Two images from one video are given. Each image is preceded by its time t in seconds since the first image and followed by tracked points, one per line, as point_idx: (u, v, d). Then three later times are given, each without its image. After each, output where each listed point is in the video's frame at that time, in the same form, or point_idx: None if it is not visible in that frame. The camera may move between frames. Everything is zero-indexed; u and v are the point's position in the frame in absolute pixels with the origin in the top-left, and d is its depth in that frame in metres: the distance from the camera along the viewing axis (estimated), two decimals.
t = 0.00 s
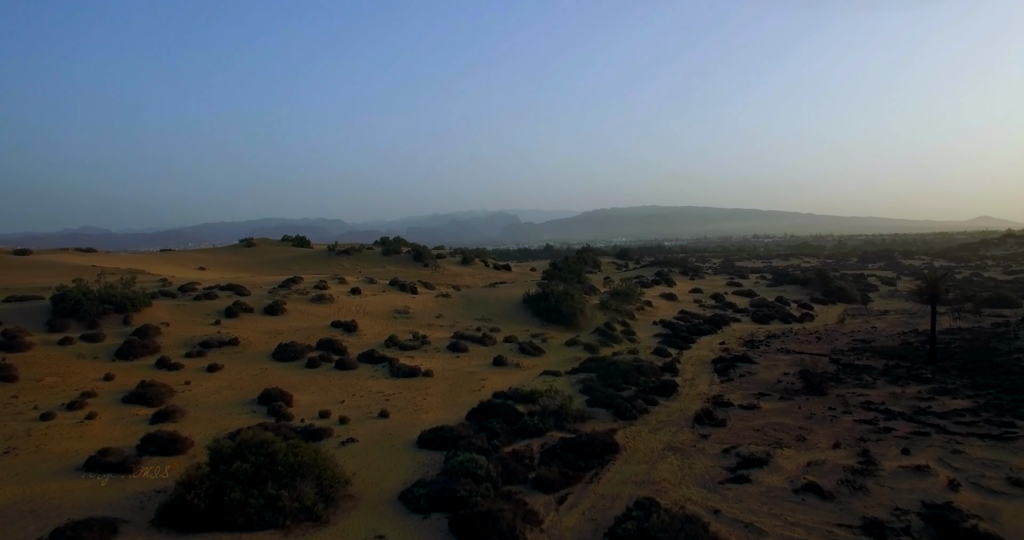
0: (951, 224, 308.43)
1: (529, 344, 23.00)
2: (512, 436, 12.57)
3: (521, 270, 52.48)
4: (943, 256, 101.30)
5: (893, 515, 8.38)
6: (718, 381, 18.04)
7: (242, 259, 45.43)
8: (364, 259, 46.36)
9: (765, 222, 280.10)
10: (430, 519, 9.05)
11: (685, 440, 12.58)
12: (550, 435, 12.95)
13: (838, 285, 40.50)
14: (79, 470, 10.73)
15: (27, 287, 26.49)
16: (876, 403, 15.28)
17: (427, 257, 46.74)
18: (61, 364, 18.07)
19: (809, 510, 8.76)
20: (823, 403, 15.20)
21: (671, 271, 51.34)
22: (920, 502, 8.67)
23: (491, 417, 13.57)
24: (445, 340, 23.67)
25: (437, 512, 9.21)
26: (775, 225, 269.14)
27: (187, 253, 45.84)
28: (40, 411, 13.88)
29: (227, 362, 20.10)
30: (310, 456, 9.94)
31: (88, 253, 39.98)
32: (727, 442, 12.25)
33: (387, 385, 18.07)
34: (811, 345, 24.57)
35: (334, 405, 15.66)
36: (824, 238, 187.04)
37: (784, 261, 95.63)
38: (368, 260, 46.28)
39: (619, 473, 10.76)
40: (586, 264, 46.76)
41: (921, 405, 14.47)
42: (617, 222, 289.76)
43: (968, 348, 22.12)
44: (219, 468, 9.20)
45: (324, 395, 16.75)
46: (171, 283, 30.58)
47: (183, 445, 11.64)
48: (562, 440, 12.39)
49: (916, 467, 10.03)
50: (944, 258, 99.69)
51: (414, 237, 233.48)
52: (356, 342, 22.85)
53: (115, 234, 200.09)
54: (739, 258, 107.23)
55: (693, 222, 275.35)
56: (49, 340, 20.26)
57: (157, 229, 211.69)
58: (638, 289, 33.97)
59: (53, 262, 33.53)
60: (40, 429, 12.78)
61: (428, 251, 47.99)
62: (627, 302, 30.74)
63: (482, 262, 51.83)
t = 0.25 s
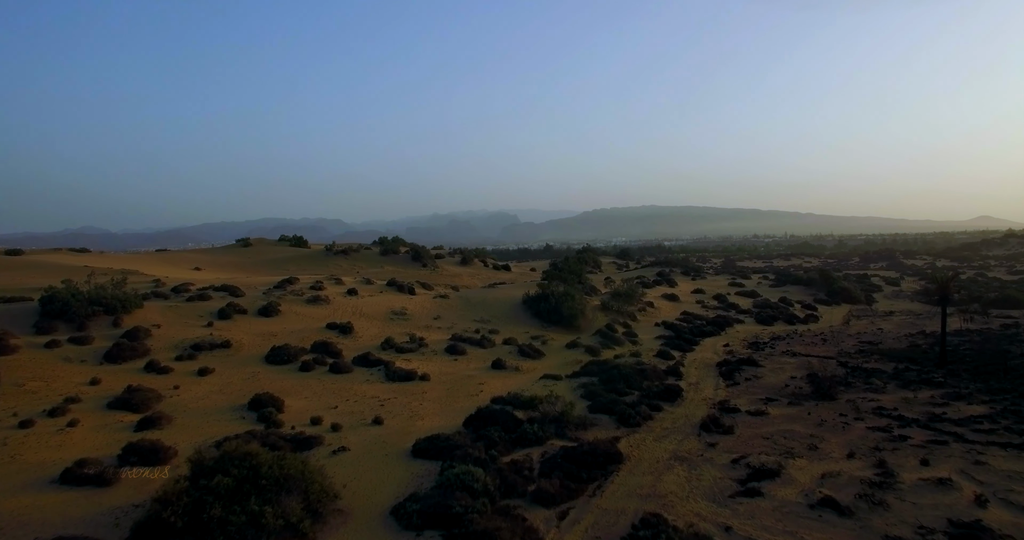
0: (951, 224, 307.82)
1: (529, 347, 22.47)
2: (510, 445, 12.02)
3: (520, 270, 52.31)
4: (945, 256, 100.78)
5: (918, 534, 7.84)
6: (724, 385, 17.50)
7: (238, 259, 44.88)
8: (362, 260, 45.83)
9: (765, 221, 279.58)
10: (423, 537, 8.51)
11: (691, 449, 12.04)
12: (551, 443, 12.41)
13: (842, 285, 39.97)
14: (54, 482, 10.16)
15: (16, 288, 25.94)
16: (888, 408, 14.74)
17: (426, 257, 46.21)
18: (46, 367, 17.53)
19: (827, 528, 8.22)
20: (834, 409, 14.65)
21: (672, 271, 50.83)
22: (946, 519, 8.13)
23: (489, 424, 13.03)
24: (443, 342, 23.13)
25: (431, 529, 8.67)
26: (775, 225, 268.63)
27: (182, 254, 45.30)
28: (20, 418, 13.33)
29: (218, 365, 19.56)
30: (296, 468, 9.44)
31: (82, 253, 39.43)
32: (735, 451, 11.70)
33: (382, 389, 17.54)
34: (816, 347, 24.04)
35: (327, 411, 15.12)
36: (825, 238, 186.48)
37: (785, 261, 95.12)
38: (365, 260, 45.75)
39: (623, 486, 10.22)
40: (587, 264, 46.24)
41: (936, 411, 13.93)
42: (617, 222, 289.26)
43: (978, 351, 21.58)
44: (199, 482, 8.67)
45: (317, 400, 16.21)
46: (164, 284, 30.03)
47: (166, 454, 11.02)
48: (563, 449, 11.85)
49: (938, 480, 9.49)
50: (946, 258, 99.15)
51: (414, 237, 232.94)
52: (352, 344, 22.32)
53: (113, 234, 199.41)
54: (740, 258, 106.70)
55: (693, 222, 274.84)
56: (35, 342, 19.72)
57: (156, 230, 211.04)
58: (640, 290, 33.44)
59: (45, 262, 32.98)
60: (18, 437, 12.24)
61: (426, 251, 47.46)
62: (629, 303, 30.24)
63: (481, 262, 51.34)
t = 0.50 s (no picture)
0: (952, 224, 307.28)
1: (529, 350, 21.93)
2: (509, 455, 11.48)
3: (520, 270, 52.03)
4: (947, 256, 100.28)
5: None
6: (730, 390, 16.95)
7: (234, 260, 44.35)
8: (360, 260, 45.29)
9: (766, 221, 279.01)
10: None
11: (699, 459, 11.50)
12: (551, 453, 11.87)
13: (846, 285, 39.44)
14: (27, 496, 9.61)
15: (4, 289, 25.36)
16: (902, 414, 14.19)
17: (424, 257, 45.68)
18: (30, 371, 16.97)
19: None
20: (845, 416, 14.11)
21: (673, 271, 50.31)
22: None
23: (487, 433, 12.49)
24: (440, 345, 22.59)
25: None
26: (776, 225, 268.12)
27: (178, 254, 44.73)
28: None
29: (209, 369, 19.01)
30: (281, 482, 8.90)
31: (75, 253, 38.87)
32: (745, 461, 11.16)
33: (377, 394, 16.99)
34: (823, 350, 23.50)
35: (319, 418, 14.57)
36: (825, 238, 185.90)
37: (786, 261, 94.61)
38: (363, 260, 45.22)
39: (628, 500, 9.67)
40: (587, 264, 45.70)
41: (952, 418, 13.37)
42: (617, 222, 288.78)
43: (990, 354, 21.04)
44: (177, 499, 8.13)
45: (309, 406, 15.67)
46: (157, 285, 29.47)
47: (147, 465, 10.52)
48: (564, 459, 11.31)
49: (962, 494, 8.94)
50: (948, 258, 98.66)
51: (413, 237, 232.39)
52: (347, 347, 21.76)
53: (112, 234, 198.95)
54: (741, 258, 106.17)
55: (693, 222, 274.35)
56: (21, 345, 19.17)
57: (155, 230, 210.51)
58: (641, 291, 32.91)
59: (36, 262, 32.41)
60: None
61: (425, 251, 46.93)
62: (630, 304, 29.73)
63: (480, 262, 50.83)
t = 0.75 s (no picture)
0: (952, 223, 306.78)
1: (528, 353, 21.38)
2: (507, 466, 10.92)
3: (519, 270, 51.70)
4: (948, 256, 99.77)
5: None
6: (736, 395, 16.41)
7: (230, 260, 43.76)
8: (357, 260, 44.72)
9: (766, 221, 278.44)
10: None
11: (707, 470, 10.96)
12: (552, 463, 11.31)
13: (850, 286, 38.89)
14: None
15: None
16: (916, 421, 13.64)
17: (422, 257, 45.12)
18: (13, 376, 16.41)
19: None
20: (858, 423, 13.55)
21: (675, 271, 49.74)
22: None
23: (484, 443, 11.94)
24: (438, 347, 22.05)
25: None
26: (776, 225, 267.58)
27: (173, 254, 44.14)
28: None
29: (199, 373, 18.45)
30: (264, 499, 8.35)
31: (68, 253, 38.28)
32: (755, 473, 10.61)
33: (372, 400, 16.44)
34: (829, 353, 22.96)
35: (310, 425, 14.02)
36: (826, 238, 185.40)
37: (787, 261, 94.06)
38: (361, 261, 44.66)
39: (633, 516, 9.13)
40: (588, 264, 45.16)
41: (970, 426, 12.84)
42: (617, 222, 288.23)
43: (1002, 357, 20.49)
44: (150, 519, 7.57)
45: (301, 412, 15.11)
46: (149, 286, 28.90)
47: (125, 478, 9.95)
48: (566, 471, 10.75)
49: (990, 512, 8.40)
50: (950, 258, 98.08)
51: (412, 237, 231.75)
52: (342, 350, 21.21)
53: (111, 234, 198.41)
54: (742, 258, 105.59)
55: (693, 222, 273.82)
56: (5, 348, 18.59)
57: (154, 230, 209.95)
58: (643, 291, 32.37)
59: (27, 262, 31.82)
60: None
61: (424, 251, 46.37)
62: (632, 305, 29.18)
63: (480, 263, 50.29)
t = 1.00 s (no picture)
0: (952, 223, 306.20)
1: (528, 356, 20.83)
2: (505, 479, 10.38)
3: (519, 270, 51.30)
4: (951, 255, 99.22)
5: None
6: (743, 401, 15.85)
7: (226, 260, 43.21)
8: (355, 260, 44.17)
9: (766, 221, 277.84)
10: None
11: (716, 483, 10.40)
12: (553, 475, 10.76)
13: (855, 286, 38.33)
14: None
15: None
16: (933, 427, 13.08)
17: (421, 257, 44.58)
18: None
19: None
20: (871, 430, 12.99)
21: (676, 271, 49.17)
22: None
23: (482, 453, 11.37)
24: (435, 350, 21.49)
25: None
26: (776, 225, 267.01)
27: (168, 254, 43.55)
28: None
29: (189, 377, 17.89)
30: (245, 518, 7.79)
31: (60, 253, 37.69)
32: (768, 486, 10.05)
33: (366, 406, 15.88)
34: (836, 355, 22.43)
35: (301, 433, 13.45)
36: (828, 238, 184.59)
37: (789, 261, 93.43)
38: (358, 261, 44.10)
39: (639, 535, 8.57)
40: (588, 264, 44.60)
41: (990, 434, 12.27)
42: (617, 221, 287.69)
43: (1015, 360, 19.94)
44: None
45: (292, 419, 14.54)
46: (141, 287, 28.32)
47: (100, 492, 9.38)
48: (567, 484, 10.19)
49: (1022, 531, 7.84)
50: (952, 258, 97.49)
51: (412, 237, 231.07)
52: (337, 353, 20.65)
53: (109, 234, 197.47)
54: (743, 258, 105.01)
55: (694, 222, 273.27)
56: None
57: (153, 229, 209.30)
58: (644, 292, 31.81)
59: (18, 263, 31.23)
60: None
61: (422, 251, 45.81)
62: (633, 306, 28.52)
63: (479, 263, 49.72)
